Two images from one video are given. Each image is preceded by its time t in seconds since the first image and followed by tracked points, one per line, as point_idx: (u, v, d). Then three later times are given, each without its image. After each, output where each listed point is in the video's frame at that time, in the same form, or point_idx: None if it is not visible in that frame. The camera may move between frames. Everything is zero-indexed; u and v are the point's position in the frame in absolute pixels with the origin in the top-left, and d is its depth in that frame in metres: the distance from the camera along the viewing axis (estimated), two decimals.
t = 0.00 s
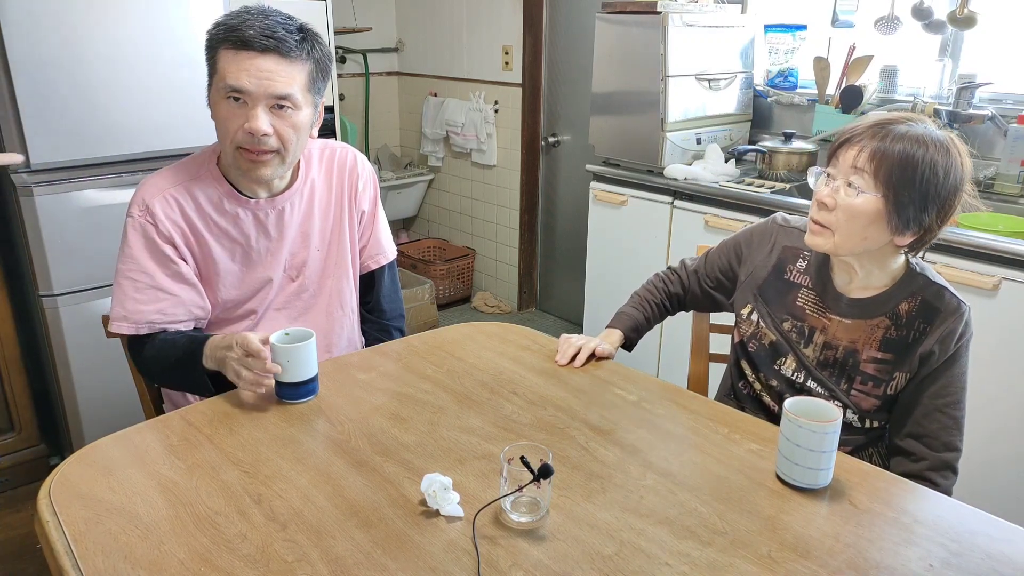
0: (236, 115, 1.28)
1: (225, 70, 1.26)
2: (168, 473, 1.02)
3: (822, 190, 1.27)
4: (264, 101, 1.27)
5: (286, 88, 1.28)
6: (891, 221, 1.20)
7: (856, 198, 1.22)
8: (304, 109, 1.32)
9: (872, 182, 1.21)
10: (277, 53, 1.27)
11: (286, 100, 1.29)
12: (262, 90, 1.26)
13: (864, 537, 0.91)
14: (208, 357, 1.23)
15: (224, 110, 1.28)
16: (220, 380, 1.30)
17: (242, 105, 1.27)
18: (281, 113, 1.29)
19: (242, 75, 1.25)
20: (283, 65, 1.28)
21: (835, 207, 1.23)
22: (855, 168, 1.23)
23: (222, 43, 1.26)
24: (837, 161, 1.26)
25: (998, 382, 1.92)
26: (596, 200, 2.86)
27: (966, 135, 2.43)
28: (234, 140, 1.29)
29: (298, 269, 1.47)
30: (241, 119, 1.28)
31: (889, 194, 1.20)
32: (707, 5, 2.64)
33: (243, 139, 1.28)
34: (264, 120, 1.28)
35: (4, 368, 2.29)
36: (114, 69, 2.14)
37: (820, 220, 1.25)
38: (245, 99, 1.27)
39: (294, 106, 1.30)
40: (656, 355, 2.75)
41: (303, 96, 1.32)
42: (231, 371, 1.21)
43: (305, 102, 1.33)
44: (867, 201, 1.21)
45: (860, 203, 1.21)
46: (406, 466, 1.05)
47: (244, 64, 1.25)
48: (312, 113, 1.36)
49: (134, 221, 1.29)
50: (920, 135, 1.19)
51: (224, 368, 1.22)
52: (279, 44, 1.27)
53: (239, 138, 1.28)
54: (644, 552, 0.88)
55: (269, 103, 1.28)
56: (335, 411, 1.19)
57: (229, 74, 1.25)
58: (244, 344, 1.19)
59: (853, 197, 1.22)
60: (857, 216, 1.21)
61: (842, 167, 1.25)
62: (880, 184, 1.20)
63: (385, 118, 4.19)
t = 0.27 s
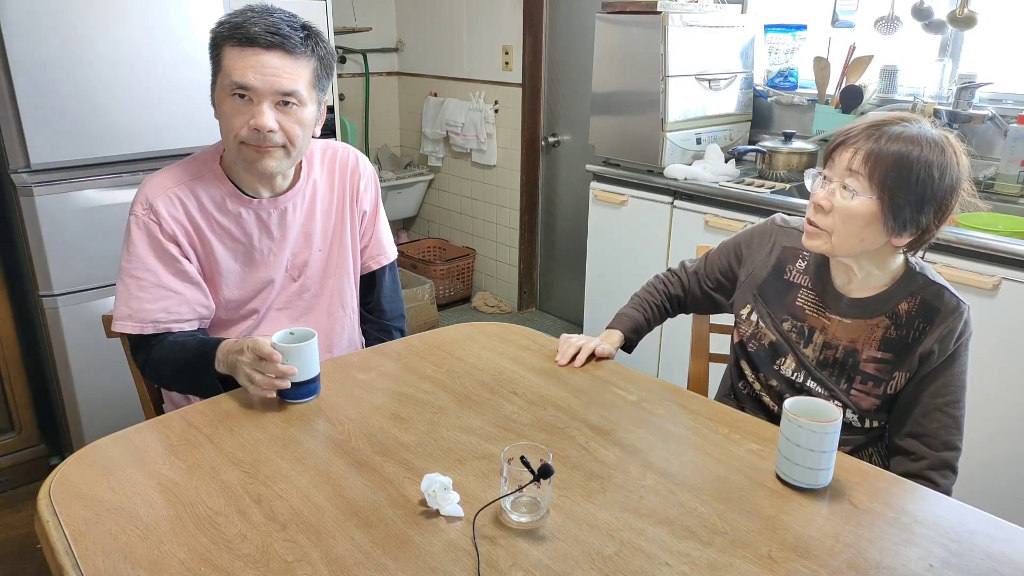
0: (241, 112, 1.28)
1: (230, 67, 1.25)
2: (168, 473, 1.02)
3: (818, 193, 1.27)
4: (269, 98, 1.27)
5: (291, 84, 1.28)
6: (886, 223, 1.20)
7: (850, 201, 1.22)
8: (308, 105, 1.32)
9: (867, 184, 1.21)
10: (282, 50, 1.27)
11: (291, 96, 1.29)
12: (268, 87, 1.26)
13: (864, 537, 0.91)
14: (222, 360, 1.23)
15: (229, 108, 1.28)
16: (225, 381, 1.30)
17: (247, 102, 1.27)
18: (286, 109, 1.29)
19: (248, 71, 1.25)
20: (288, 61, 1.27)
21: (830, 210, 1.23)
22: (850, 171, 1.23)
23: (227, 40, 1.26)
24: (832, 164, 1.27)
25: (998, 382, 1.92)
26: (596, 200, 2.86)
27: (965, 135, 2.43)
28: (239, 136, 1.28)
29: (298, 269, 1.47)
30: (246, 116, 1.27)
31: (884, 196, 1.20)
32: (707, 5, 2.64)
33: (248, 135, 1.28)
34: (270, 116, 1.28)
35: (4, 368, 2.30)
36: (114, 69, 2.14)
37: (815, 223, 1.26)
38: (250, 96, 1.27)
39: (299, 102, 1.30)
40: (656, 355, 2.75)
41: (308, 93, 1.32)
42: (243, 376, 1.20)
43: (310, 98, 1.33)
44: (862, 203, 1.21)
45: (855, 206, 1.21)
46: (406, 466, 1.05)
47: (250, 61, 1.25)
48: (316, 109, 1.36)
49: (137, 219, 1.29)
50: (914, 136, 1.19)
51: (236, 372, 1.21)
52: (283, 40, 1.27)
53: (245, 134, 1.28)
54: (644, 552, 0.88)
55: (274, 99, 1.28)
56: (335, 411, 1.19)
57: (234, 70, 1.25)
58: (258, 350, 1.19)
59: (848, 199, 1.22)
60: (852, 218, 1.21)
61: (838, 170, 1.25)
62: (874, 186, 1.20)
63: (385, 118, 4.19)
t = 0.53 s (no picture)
0: (241, 112, 1.27)
1: (230, 67, 1.25)
2: (168, 474, 1.02)
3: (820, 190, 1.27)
4: (269, 98, 1.27)
5: (291, 84, 1.28)
6: (888, 221, 1.20)
7: (853, 199, 1.21)
8: (308, 105, 1.32)
9: (870, 182, 1.21)
10: (281, 50, 1.27)
11: (291, 96, 1.29)
12: (268, 87, 1.26)
13: (865, 537, 0.91)
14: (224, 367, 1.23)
15: (229, 108, 1.28)
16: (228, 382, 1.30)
17: (247, 102, 1.27)
18: (287, 109, 1.29)
19: (247, 72, 1.25)
20: (287, 61, 1.27)
21: (833, 207, 1.23)
22: (853, 169, 1.23)
23: (226, 40, 1.25)
24: (834, 162, 1.26)
25: (998, 382, 1.92)
26: (596, 200, 2.86)
27: (966, 135, 2.43)
28: (238, 136, 1.28)
29: (298, 269, 1.47)
30: (246, 116, 1.27)
31: (886, 194, 1.20)
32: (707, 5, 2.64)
33: (249, 135, 1.28)
34: (270, 116, 1.28)
35: (4, 368, 2.29)
36: (114, 69, 2.14)
37: (818, 220, 1.25)
38: (250, 96, 1.27)
39: (299, 102, 1.30)
40: (656, 355, 2.75)
41: (308, 93, 1.32)
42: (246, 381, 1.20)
43: (310, 98, 1.33)
44: (864, 201, 1.21)
45: (857, 203, 1.21)
46: (406, 466, 1.05)
47: (249, 62, 1.24)
48: (316, 108, 1.36)
49: (136, 219, 1.29)
50: (917, 135, 1.19)
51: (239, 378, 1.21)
52: (282, 40, 1.27)
53: (245, 135, 1.28)
54: (644, 552, 0.88)
55: (274, 99, 1.28)
56: (335, 411, 1.19)
57: (234, 71, 1.25)
58: (257, 351, 1.18)
59: (850, 197, 1.22)
60: (854, 216, 1.21)
61: (840, 167, 1.24)
62: (877, 184, 1.20)
63: (385, 118, 4.19)
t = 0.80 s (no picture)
0: (241, 116, 1.28)
1: (230, 71, 1.25)
2: (168, 474, 1.02)
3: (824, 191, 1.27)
4: (270, 101, 1.27)
5: (291, 87, 1.28)
6: (892, 222, 1.20)
7: (857, 200, 1.21)
8: (309, 107, 1.32)
9: (873, 183, 1.21)
10: (281, 52, 1.27)
11: (292, 99, 1.29)
12: (268, 90, 1.26)
13: (865, 537, 0.91)
14: (225, 367, 1.23)
15: (228, 112, 1.28)
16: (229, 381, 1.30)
17: (248, 105, 1.27)
18: (287, 112, 1.30)
19: (248, 75, 1.25)
20: (288, 63, 1.27)
21: (837, 208, 1.23)
22: (857, 170, 1.22)
23: (226, 43, 1.25)
24: (838, 162, 1.26)
25: (998, 382, 1.92)
26: (596, 200, 2.86)
27: (966, 135, 2.43)
28: (239, 139, 1.28)
29: (298, 269, 1.47)
30: (247, 119, 1.27)
31: (890, 195, 1.20)
32: (707, 5, 2.64)
33: (250, 139, 1.28)
34: (271, 119, 1.28)
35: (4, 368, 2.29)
36: (114, 69, 2.14)
37: (822, 220, 1.25)
38: (251, 99, 1.27)
39: (300, 104, 1.30)
40: (656, 355, 2.75)
41: (308, 95, 1.32)
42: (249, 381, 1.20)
43: (310, 100, 1.33)
44: (868, 202, 1.21)
45: (861, 204, 1.21)
46: (406, 466, 1.05)
47: (250, 65, 1.24)
48: (316, 110, 1.36)
49: (135, 220, 1.29)
50: (922, 136, 1.19)
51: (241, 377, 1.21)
52: (282, 43, 1.27)
53: (246, 138, 1.28)
54: (644, 552, 0.88)
55: (275, 102, 1.28)
56: (335, 411, 1.19)
57: (234, 74, 1.25)
58: (257, 349, 1.18)
59: (854, 198, 1.22)
60: (858, 217, 1.21)
61: (844, 168, 1.24)
62: (881, 185, 1.20)
63: (385, 117, 4.19)
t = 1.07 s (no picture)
0: (247, 118, 1.27)
1: (234, 73, 1.25)
2: (168, 473, 1.02)
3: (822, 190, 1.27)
4: (274, 102, 1.27)
5: (295, 88, 1.28)
6: (891, 220, 1.20)
7: (855, 199, 1.21)
8: (312, 108, 1.32)
9: (871, 182, 1.21)
10: (284, 54, 1.27)
11: (296, 100, 1.29)
12: (274, 92, 1.26)
13: (865, 537, 0.91)
14: (228, 334, 1.22)
15: (234, 114, 1.27)
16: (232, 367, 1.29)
17: (252, 107, 1.27)
18: (292, 113, 1.29)
19: (252, 77, 1.24)
20: (291, 65, 1.27)
21: (835, 207, 1.23)
22: (854, 169, 1.23)
23: (228, 46, 1.25)
24: (836, 162, 1.26)
25: (997, 382, 1.92)
26: (596, 200, 2.86)
27: (965, 135, 2.43)
28: (244, 141, 1.28)
29: (298, 269, 1.47)
30: (252, 121, 1.27)
31: (889, 193, 1.20)
32: (707, 5, 2.64)
33: (255, 141, 1.28)
34: (276, 121, 1.27)
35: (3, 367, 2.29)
36: (114, 68, 2.14)
37: (820, 220, 1.25)
38: (255, 101, 1.26)
39: (304, 105, 1.30)
40: (656, 355, 2.75)
41: (311, 96, 1.32)
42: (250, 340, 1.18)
43: (313, 100, 1.33)
44: (867, 201, 1.21)
45: (859, 203, 1.21)
46: (406, 466, 1.05)
47: (254, 67, 1.24)
48: (319, 111, 1.36)
49: (134, 217, 1.29)
50: (918, 134, 1.19)
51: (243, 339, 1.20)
52: (285, 44, 1.27)
53: (251, 140, 1.28)
54: (644, 552, 0.88)
55: (279, 104, 1.27)
56: (335, 411, 1.19)
57: (238, 77, 1.24)
58: (253, 308, 1.16)
59: (853, 197, 1.22)
60: (857, 216, 1.21)
61: (842, 167, 1.24)
62: (879, 184, 1.20)
63: (385, 117, 4.19)
